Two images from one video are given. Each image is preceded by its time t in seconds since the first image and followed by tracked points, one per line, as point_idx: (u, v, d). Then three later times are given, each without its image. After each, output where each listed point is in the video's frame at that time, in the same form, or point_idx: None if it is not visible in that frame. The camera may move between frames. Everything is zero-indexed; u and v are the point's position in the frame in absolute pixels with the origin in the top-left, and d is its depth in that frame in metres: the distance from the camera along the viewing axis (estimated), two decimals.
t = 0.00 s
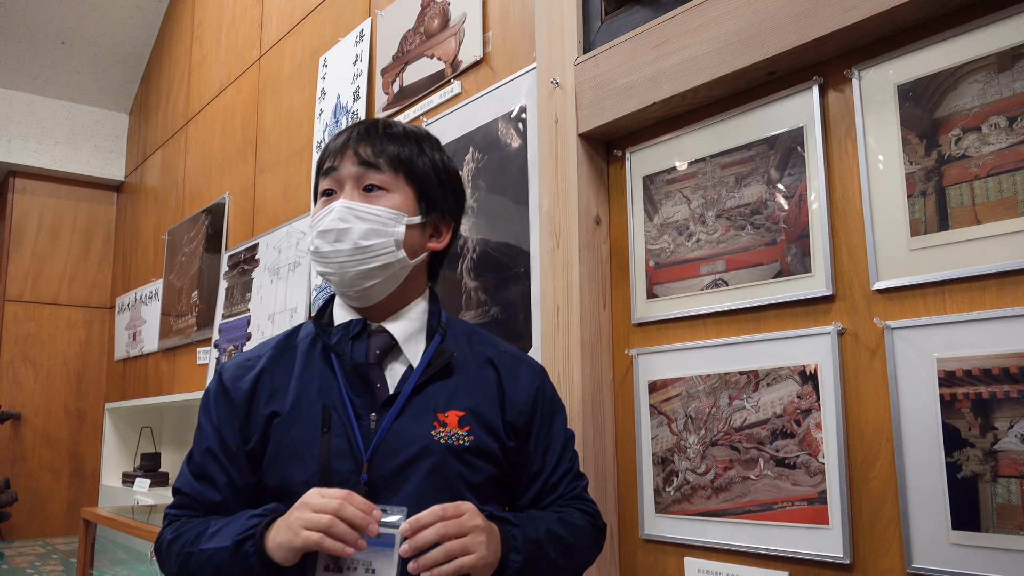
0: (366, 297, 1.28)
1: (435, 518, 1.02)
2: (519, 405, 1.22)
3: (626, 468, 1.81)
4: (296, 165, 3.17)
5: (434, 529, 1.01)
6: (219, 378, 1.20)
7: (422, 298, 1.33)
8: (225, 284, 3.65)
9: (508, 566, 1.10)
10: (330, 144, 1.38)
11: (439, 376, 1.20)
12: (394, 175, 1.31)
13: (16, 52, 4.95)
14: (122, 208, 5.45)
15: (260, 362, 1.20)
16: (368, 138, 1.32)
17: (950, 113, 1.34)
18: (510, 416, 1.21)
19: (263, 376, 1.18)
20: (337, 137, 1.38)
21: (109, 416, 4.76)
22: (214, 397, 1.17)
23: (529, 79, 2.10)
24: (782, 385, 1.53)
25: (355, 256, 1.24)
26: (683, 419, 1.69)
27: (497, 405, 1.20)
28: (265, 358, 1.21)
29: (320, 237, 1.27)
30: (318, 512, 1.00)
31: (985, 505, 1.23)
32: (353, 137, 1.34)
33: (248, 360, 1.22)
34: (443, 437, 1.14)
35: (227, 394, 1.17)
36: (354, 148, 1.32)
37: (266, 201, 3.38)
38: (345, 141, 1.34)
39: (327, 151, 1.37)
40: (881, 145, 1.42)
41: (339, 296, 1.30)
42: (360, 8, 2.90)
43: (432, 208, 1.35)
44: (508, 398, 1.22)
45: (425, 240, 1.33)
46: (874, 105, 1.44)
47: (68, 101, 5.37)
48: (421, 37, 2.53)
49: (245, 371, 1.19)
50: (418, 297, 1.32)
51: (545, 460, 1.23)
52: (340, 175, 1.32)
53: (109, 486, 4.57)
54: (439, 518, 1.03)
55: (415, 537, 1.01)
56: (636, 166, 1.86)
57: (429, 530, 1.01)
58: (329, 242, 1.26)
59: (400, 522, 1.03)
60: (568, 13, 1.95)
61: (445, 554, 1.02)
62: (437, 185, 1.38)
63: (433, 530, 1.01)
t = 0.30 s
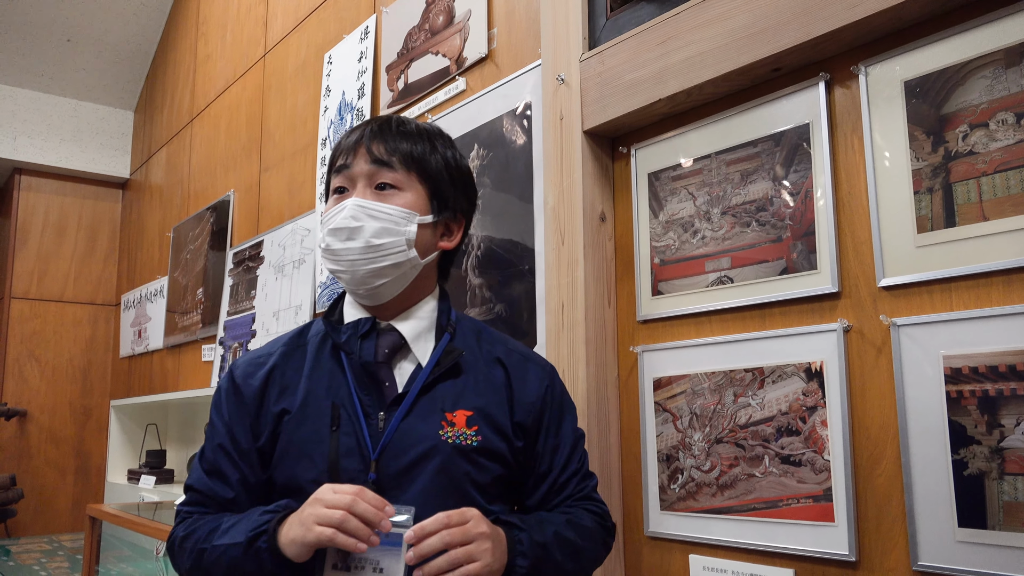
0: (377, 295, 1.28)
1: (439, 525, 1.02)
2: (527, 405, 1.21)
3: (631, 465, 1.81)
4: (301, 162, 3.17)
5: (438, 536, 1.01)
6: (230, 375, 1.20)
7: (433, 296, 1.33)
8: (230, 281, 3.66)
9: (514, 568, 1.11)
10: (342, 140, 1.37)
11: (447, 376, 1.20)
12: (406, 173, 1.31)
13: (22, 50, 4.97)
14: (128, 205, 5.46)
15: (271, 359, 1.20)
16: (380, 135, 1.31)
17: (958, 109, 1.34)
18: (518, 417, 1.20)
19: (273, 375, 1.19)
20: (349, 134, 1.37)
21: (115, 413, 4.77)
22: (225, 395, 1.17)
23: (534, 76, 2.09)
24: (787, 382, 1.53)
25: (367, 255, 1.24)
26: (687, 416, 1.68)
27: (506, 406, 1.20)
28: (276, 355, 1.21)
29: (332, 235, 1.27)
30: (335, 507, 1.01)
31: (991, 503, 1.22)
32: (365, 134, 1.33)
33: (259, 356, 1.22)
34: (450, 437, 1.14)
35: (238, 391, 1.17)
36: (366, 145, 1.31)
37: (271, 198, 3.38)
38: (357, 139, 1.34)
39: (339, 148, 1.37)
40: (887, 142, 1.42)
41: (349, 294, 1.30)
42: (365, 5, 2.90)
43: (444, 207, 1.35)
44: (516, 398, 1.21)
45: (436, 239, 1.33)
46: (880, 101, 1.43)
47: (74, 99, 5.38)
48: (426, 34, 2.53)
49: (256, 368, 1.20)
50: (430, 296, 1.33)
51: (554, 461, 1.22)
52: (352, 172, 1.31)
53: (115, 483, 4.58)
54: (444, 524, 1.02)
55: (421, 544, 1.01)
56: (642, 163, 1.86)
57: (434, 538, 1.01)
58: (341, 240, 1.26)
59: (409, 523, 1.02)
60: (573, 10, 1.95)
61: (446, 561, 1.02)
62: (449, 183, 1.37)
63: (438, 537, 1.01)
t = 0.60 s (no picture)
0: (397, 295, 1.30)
1: (410, 454, 0.96)
2: (535, 404, 1.18)
3: (632, 461, 1.81)
4: (302, 159, 3.17)
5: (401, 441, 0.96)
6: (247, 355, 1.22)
7: (449, 296, 1.33)
8: (232, 277, 3.66)
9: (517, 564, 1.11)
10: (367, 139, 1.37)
11: (458, 373, 1.19)
12: (430, 174, 1.32)
13: (24, 46, 4.97)
14: (129, 202, 5.46)
15: (287, 345, 1.22)
16: (406, 135, 1.32)
17: (960, 105, 1.33)
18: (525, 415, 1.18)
19: (289, 359, 1.20)
20: (374, 133, 1.37)
21: (116, 409, 4.77)
22: (240, 372, 1.20)
23: (536, 72, 2.09)
24: (789, 378, 1.53)
25: (389, 255, 1.25)
26: (689, 412, 1.68)
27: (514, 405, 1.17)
28: (293, 342, 1.22)
29: (356, 234, 1.30)
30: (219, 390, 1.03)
31: (993, 499, 1.22)
32: (390, 134, 1.33)
33: (277, 341, 1.24)
34: (457, 432, 1.12)
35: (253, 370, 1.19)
36: (391, 145, 1.32)
37: (273, 195, 3.38)
38: (382, 138, 1.34)
39: (363, 147, 1.37)
40: (889, 138, 1.41)
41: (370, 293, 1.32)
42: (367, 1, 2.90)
43: (464, 207, 1.37)
44: (524, 396, 1.19)
45: (457, 239, 1.35)
46: (882, 97, 1.43)
47: (76, 96, 5.38)
48: (428, 30, 2.53)
49: (272, 351, 1.21)
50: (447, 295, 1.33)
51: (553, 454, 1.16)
52: (377, 172, 1.32)
53: (116, 479, 4.58)
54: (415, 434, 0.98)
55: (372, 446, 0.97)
56: (644, 159, 1.85)
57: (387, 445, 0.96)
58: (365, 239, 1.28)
59: (417, 514, 1.07)
60: (575, 6, 1.95)
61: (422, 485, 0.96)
62: (472, 184, 1.38)
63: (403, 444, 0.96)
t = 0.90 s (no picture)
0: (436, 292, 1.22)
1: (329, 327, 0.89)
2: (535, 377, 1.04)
3: (636, 459, 1.80)
4: (305, 156, 3.17)
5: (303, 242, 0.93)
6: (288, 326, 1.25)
7: (479, 298, 1.25)
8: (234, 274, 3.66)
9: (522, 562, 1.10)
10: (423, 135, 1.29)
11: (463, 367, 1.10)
12: (482, 179, 1.24)
13: (26, 43, 4.97)
14: (131, 199, 5.46)
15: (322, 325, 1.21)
16: (465, 137, 1.24)
17: (965, 101, 1.33)
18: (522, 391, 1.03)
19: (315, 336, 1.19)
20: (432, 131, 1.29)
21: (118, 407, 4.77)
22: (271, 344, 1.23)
23: (539, 69, 2.09)
24: (793, 375, 1.52)
25: (437, 252, 1.16)
26: (692, 410, 1.68)
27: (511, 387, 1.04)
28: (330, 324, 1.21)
29: (402, 223, 1.19)
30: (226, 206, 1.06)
31: (999, 497, 1.22)
32: (450, 133, 1.25)
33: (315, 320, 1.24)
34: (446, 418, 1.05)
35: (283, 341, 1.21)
36: (449, 145, 1.23)
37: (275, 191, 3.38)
38: (439, 136, 1.26)
39: (417, 143, 1.28)
40: (893, 136, 1.41)
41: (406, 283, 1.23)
42: None
43: (510, 216, 1.28)
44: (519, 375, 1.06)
45: (496, 247, 1.26)
46: (887, 94, 1.43)
47: (78, 92, 5.38)
48: (430, 27, 2.52)
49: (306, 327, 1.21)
50: (473, 295, 1.25)
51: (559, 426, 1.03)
52: (429, 169, 1.23)
53: (119, 476, 4.59)
54: (318, 241, 0.94)
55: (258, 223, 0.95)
56: (647, 156, 1.85)
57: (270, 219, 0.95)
58: (412, 232, 1.18)
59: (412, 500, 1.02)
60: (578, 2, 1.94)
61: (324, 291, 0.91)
62: (519, 197, 1.31)
63: (299, 242, 0.92)
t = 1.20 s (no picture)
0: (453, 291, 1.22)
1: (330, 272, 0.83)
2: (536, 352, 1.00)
3: (639, 456, 1.80)
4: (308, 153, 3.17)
5: (301, 166, 0.88)
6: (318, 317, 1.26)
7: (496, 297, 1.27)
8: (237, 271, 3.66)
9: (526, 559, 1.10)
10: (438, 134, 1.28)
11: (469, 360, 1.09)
12: (499, 179, 1.23)
13: (30, 41, 4.98)
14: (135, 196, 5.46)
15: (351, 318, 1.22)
16: (482, 136, 1.23)
17: (972, 98, 1.32)
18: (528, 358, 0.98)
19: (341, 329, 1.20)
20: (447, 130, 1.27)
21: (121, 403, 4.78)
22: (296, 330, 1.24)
23: (543, 66, 2.09)
24: (798, 372, 1.52)
25: (455, 254, 1.17)
26: (696, 407, 1.68)
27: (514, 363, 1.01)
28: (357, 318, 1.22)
29: (418, 226, 1.19)
30: (231, 156, 1.06)
31: (1004, 494, 1.22)
32: (466, 132, 1.24)
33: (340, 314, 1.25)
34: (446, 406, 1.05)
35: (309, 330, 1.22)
36: (466, 145, 1.22)
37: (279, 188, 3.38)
38: (455, 135, 1.24)
39: (432, 143, 1.27)
40: (899, 133, 1.40)
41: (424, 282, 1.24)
42: None
43: (527, 216, 1.28)
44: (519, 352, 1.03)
45: (513, 246, 1.27)
46: (893, 91, 1.42)
47: (81, 89, 5.38)
48: (434, 23, 2.52)
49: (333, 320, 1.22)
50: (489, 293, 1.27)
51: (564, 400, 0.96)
52: (446, 169, 1.22)
53: (122, 473, 4.59)
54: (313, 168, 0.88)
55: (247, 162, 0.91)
56: (652, 153, 1.84)
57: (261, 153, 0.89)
58: (429, 234, 1.18)
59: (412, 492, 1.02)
60: None
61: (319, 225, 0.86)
62: (536, 196, 1.30)
63: (294, 163, 0.87)
